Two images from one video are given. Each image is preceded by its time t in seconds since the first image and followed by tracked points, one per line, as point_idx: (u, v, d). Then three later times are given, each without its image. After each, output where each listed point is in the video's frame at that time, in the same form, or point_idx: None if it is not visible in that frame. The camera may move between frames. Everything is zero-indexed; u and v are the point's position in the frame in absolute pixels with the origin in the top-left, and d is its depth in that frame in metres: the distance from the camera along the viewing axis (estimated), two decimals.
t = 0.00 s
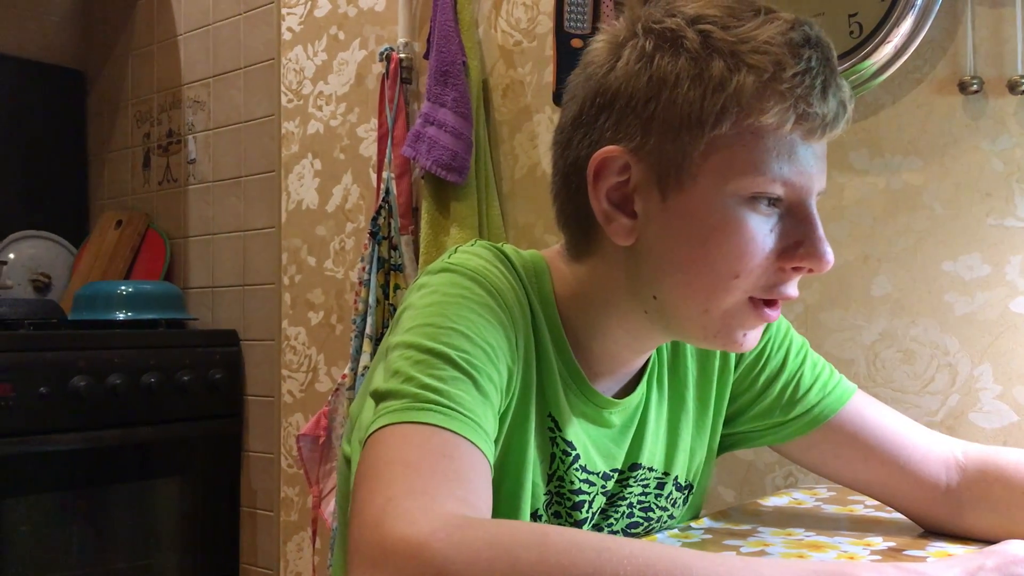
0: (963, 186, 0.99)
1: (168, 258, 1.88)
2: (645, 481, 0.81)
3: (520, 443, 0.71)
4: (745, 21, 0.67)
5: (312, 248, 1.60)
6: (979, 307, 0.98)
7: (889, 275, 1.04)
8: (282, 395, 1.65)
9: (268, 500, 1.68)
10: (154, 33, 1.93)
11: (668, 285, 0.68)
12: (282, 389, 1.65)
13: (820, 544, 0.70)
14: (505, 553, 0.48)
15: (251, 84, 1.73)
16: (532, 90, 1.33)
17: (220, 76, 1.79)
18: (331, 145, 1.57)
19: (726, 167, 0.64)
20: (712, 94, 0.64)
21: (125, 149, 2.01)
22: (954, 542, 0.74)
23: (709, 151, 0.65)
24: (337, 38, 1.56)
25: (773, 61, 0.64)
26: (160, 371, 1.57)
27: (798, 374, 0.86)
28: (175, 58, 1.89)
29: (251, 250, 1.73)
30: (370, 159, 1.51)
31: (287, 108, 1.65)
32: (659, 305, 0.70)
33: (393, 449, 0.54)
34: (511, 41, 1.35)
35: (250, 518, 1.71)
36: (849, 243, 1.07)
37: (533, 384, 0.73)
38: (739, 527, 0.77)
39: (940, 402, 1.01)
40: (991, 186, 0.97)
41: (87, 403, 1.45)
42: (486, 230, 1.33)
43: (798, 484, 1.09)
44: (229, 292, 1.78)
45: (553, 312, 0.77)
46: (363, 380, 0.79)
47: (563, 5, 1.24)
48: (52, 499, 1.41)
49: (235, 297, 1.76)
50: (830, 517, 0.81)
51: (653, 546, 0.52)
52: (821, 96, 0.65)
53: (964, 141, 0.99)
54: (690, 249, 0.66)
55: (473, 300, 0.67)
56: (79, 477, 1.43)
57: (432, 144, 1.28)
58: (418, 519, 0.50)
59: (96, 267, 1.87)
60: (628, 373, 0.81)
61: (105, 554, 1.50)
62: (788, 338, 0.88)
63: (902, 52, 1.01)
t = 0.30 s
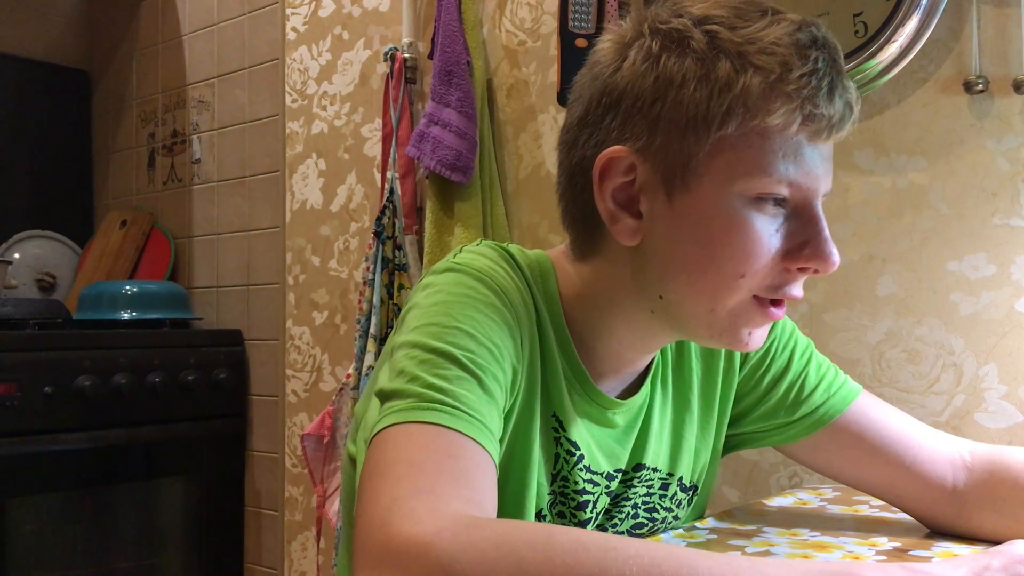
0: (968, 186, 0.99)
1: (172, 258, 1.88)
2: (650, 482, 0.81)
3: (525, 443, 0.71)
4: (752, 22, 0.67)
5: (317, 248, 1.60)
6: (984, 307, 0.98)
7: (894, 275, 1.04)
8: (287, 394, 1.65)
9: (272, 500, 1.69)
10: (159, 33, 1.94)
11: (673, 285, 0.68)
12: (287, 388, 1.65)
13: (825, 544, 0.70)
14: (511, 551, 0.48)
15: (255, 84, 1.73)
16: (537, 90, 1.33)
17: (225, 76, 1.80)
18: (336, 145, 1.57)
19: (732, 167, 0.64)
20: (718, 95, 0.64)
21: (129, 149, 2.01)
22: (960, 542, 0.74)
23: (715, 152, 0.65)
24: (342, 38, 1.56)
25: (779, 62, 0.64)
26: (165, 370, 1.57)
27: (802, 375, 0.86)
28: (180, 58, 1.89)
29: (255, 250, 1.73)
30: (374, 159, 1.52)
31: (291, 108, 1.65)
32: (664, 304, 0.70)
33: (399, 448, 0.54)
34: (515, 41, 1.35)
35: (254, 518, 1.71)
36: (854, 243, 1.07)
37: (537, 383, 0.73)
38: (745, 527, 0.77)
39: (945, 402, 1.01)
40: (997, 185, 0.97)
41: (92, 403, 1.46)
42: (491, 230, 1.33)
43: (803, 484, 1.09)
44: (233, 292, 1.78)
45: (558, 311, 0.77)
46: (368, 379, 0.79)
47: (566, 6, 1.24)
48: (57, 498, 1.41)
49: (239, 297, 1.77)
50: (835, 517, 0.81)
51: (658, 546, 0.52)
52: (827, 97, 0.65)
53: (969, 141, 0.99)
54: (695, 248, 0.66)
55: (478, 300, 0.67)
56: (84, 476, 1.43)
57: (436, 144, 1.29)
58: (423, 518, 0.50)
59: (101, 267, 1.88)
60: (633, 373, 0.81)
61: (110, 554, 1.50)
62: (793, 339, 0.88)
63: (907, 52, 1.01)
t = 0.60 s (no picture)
0: (971, 186, 0.99)
1: (175, 258, 1.88)
2: (651, 482, 0.81)
3: (526, 442, 0.71)
4: (748, 17, 0.67)
5: (319, 248, 1.60)
6: (988, 306, 0.98)
7: (897, 274, 1.04)
8: (289, 394, 1.65)
9: (274, 499, 1.69)
10: (162, 33, 1.94)
11: (675, 280, 0.68)
12: (289, 388, 1.65)
13: (828, 545, 0.69)
14: (515, 551, 0.48)
15: (258, 84, 1.73)
16: (539, 89, 1.33)
17: (227, 76, 1.80)
18: (338, 145, 1.57)
19: (733, 162, 0.64)
20: (717, 89, 0.64)
21: (132, 149, 2.02)
22: (962, 542, 0.74)
23: (716, 146, 0.65)
24: (344, 37, 1.56)
25: (776, 55, 0.64)
26: (167, 370, 1.58)
27: (804, 375, 0.86)
28: (183, 58, 1.89)
29: (258, 250, 1.73)
30: (377, 159, 1.52)
31: (294, 108, 1.65)
32: (666, 299, 0.70)
33: (402, 448, 0.54)
34: (518, 40, 1.35)
35: (257, 518, 1.71)
36: (857, 243, 1.07)
37: (539, 384, 0.73)
38: (747, 527, 0.77)
39: (948, 402, 1.01)
40: (1000, 185, 0.97)
41: (94, 403, 1.46)
42: (493, 229, 1.33)
43: (805, 484, 1.09)
44: (236, 292, 1.78)
45: (559, 311, 0.77)
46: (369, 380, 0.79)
47: (569, 5, 1.24)
48: (59, 498, 1.42)
49: (242, 297, 1.77)
50: (838, 517, 0.81)
51: (661, 546, 0.52)
52: (824, 89, 0.65)
53: (972, 140, 0.99)
54: (698, 244, 0.66)
55: (480, 300, 0.68)
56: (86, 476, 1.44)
57: (439, 144, 1.29)
58: (427, 517, 0.50)
59: (103, 267, 1.88)
60: (634, 372, 0.81)
61: (113, 553, 1.50)
62: (794, 340, 0.88)
63: (910, 52, 1.01)
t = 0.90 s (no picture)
0: (972, 185, 0.99)
1: (175, 258, 1.88)
2: (650, 483, 0.81)
3: (523, 444, 0.71)
4: (743, 15, 0.67)
5: (319, 248, 1.61)
6: (988, 306, 0.98)
7: (897, 274, 1.04)
8: (289, 394, 1.65)
9: (275, 499, 1.69)
10: (163, 32, 1.94)
11: (675, 276, 0.68)
12: (289, 388, 1.65)
13: (829, 545, 0.69)
14: (516, 549, 0.48)
15: (258, 84, 1.73)
16: (540, 89, 1.33)
17: (228, 76, 1.80)
18: (339, 145, 1.58)
19: (730, 158, 0.64)
20: (713, 85, 0.65)
21: (132, 149, 2.02)
22: (963, 542, 0.74)
23: (713, 143, 0.65)
24: (345, 37, 1.56)
25: (771, 51, 0.64)
26: (168, 370, 1.58)
27: (803, 376, 0.86)
28: (184, 58, 1.89)
29: (258, 250, 1.73)
30: (377, 159, 1.52)
31: (294, 107, 1.65)
32: (666, 297, 0.70)
33: (401, 449, 0.54)
34: (518, 40, 1.35)
35: (257, 518, 1.71)
36: (857, 243, 1.07)
37: (535, 386, 0.73)
38: (748, 527, 0.77)
39: (949, 402, 1.01)
40: (1001, 185, 0.97)
41: (95, 403, 1.46)
42: (493, 229, 1.33)
43: (806, 484, 1.09)
44: (236, 292, 1.78)
45: (557, 313, 0.77)
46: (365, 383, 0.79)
47: (570, 5, 1.24)
48: (59, 498, 1.42)
49: (242, 297, 1.77)
50: (839, 517, 0.81)
51: (662, 545, 0.52)
52: (819, 85, 0.65)
53: (973, 140, 0.99)
54: (697, 241, 0.66)
55: (476, 303, 0.68)
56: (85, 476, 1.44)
57: (439, 143, 1.29)
58: (428, 517, 0.50)
59: (104, 267, 1.88)
60: (633, 371, 0.81)
61: (113, 553, 1.50)
62: (793, 341, 0.88)
63: (910, 52, 1.01)
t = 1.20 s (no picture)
0: (975, 185, 0.99)
1: (178, 257, 1.88)
2: (655, 481, 0.81)
3: (525, 443, 0.71)
4: (738, 12, 0.67)
5: (322, 247, 1.61)
6: (992, 306, 0.98)
7: (900, 274, 1.04)
8: (292, 394, 1.66)
9: (276, 499, 1.69)
10: (165, 32, 1.94)
11: (678, 273, 0.68)
12: (292, 388, 1.66)
13: (833, 544, 0.69)
14: (520, 547, 0.48)
15: (260, 83, 1.73)
16: (542, 89, 1.33)
17: (230, 75, 1.80)
18: (341, 144, 1.58)
19: (729, 153, 0.65)
20: (711, 81, 0.65)
21: (134, 148, 2.02)
22: (966, 542, 0.74)
23: (712, 137, 0.65)
24: (347, 37, 1.56)
25: (767, 47, 0.65)
26: (170, 369, 1.58)
27: (807, 377, 0.86)
28: (186, 57, 1.89)
29: (260, 249, 1.73)
30: (379, 158, 1.52)
31: (296, 107, 1.65)
32: (669, 294, 0.70)
33: (404, 447, 0.54)
34: (520, 40, 1.35)
35: (259, 517, 1.72)
36: (860, 242, 1.07)
37: (537, 385, 0.73)
38: (751, 527, 0.77)
39: (951, 402, 1.01)
40: (1004, 185, 0.97)
41: (97, 403, 1.46)
42: (495, 229, 1.33)
43: (808, 484, 1.09)
44: (238, 291, 1.79)
45: (559, 311, 0.77)
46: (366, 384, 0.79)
47: (573, 5, 1.25)
48: (62, 497, 1.42)
49: (244, 296, 1.77)
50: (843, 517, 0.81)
51: (666, 544, 0.52)
52: (815, 79, 0.66)
53: (977, 140, 0.99)
54: (699, 236, 0.66)
55: (477, 303, 0.67)
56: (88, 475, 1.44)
57: (442, 143, 1.28)
58: (433, 515, 0.50)
59: (106, 266, 1.88)
60: (637, 369, 0.81)
61: (116, 553, 1.50)
62: (798, 341, 0.88)
63: (913, 52, 1.01)
